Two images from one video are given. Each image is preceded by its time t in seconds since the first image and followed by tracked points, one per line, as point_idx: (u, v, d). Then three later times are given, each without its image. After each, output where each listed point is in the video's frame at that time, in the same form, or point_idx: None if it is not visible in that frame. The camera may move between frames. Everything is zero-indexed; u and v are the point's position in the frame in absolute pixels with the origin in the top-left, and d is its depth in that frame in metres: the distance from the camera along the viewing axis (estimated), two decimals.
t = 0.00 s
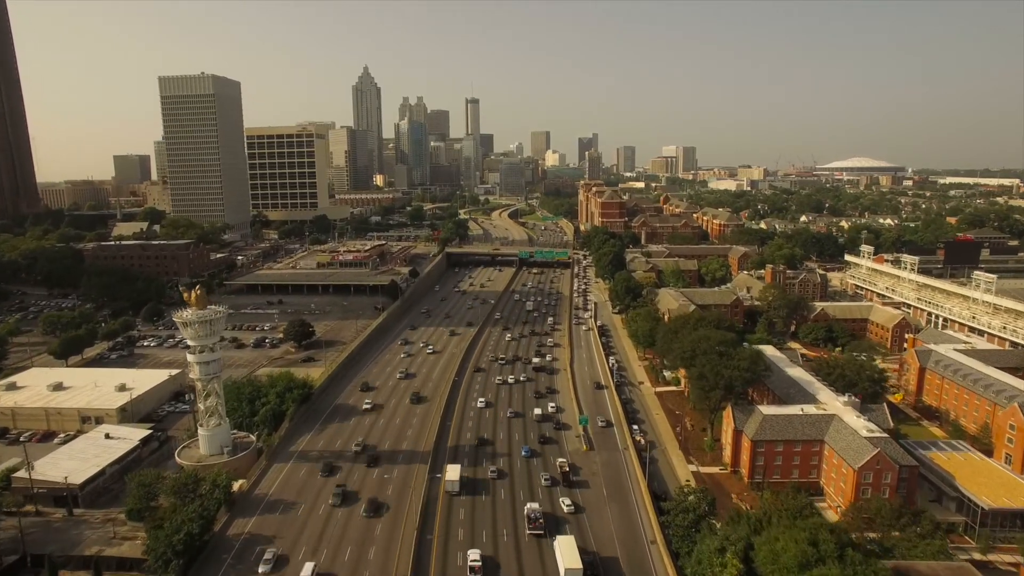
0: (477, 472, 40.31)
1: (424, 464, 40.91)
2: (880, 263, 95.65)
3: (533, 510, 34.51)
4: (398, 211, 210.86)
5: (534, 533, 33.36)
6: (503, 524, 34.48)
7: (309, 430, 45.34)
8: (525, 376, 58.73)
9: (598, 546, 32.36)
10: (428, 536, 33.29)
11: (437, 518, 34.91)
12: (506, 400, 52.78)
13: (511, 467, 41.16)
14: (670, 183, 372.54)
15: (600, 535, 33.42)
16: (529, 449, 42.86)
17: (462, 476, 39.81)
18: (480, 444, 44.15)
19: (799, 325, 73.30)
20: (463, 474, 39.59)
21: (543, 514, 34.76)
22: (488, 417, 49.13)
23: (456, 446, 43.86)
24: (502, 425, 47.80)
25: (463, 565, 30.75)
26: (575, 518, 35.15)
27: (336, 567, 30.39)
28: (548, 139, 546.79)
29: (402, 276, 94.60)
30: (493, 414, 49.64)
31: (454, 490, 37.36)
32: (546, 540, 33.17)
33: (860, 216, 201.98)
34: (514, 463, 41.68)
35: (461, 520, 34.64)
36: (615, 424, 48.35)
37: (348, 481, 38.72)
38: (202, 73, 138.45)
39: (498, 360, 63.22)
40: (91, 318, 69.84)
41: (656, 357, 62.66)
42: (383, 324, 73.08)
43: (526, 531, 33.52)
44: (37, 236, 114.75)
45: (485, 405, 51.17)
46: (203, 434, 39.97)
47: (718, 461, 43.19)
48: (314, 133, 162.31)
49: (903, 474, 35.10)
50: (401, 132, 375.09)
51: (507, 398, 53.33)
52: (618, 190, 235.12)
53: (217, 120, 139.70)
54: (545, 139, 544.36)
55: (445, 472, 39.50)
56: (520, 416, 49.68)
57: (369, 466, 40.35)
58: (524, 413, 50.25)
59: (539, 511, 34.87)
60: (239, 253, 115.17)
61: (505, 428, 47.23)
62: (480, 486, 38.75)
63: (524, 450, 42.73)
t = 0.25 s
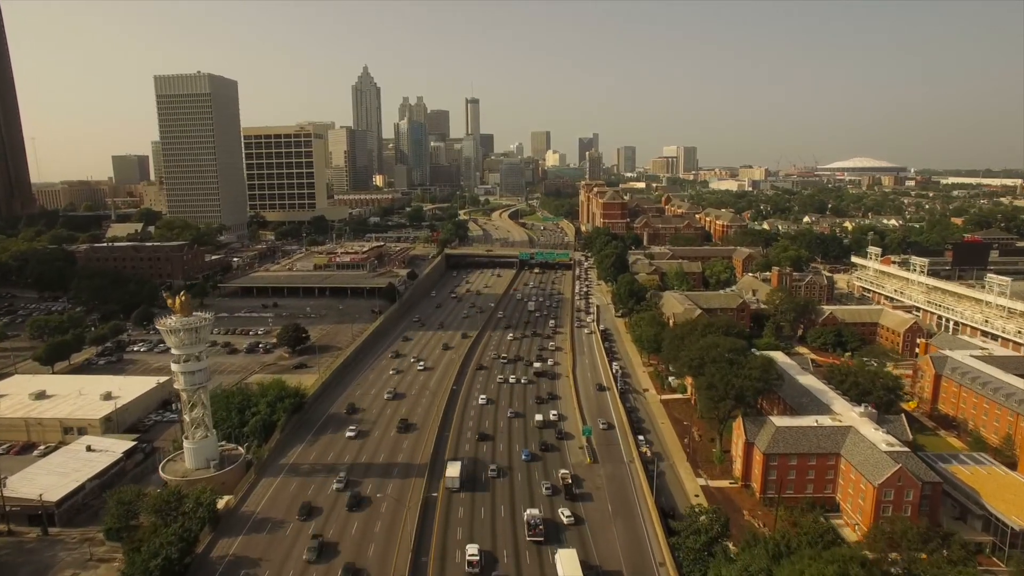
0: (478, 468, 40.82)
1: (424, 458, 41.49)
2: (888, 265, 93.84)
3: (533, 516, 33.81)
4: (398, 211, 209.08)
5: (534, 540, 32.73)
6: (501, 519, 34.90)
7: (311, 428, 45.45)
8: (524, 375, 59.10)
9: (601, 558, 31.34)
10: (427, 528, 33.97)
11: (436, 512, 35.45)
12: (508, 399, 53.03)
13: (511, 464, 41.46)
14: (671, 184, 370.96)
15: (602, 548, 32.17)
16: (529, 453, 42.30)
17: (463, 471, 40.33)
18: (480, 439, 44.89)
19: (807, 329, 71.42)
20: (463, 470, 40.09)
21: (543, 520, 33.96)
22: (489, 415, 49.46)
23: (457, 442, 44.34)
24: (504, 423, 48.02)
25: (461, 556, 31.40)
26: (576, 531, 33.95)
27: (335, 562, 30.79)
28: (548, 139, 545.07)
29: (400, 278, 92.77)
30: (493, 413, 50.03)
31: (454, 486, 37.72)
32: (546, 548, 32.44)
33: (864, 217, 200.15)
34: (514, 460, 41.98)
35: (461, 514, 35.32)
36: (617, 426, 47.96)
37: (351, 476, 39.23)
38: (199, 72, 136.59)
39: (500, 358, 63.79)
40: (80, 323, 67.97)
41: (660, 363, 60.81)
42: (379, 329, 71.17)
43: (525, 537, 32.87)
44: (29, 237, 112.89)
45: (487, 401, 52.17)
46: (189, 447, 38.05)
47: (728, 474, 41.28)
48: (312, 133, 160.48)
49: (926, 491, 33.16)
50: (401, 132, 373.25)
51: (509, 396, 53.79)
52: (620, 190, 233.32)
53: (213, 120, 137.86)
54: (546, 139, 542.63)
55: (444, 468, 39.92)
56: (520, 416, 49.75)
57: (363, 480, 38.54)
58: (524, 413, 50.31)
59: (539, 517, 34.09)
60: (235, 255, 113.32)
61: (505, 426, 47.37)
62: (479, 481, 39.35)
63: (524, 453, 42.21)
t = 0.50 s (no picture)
0: (478, 464, 41.30)
1: (426, 453, 41.94)
2: (896, 266, 91.98)
3: (533, 522, 33.20)
4: (397, 211, 207.26)
5: (534, 548, 32.02)
6: (501, 516, 35.31)
7: (314, 425, 45.74)
8: (525, 374, 59.44)
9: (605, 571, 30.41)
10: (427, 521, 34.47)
11: (436, 508, 35.85)
12: (509, 398, 53.26)
13: (510, 462, 41.68)
14: (672, 184, 369.35)
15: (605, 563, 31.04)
16: (529, 457, 41.74)
17: (464, 467, 40.75)
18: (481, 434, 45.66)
19: (816, 333, 69.56)
20: (463, 466, 40.46)
21: (543, 526, 33.35)
22: (490, 414, 49.82)
23: (458, 439, 44.81)
24: (503, 422, 48.13)
25: (460, 551, 31.88)
26: (577, 543, 32.84)
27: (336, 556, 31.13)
28: (549, 139, 543.34)
29: (398, 280, 90.92)
30: (494, 411, 50.30)
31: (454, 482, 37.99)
32: (547, 553, 31.85)
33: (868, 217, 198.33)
34: (514, 458, 42.28)
35: (460, 509, 35.81)
36: (618, 428, 47.69)
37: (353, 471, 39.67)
38: (195, 71, 134.63)
39: (502, 356, 64.25)
40: (69, 327, 66.11)
41: (666, 369, 58.99)
42: (376, 333, 69.33)
43: (526, 545, 32.18)
44: (21, 237, 111.02)
45: (489, 398, 53.07)
46: (173, 461, 36.12)
47: (739, 487, 39.45)
48: (310, 133, 158.68)
49: (952, 510, 31.26)
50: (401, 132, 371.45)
51: (511, 394, 54.16)
52: (621, 190, 231.58)
53: (209, 119, 136.08)
54: (546, 139, 540.93)
55: (445, 464, 40.28)
56: (521, 415, 49.80)
57: (358, 495, 36.82)
58: (524, 412, 50.36)
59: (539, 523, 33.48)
60: (231, 256, 111.50)
61: (505, 425, 47.64)
62: (479, 477, 39.79)
63: (525, 457, 41.58)
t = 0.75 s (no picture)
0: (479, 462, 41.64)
1: (428, 449, 42.34)
2: (905, 268, 90.20)
3: (533, 528, 32.70)
4: (396, 212, 205.42)
5: (534, 555, 31.43)
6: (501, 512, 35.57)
7: (317, 423, 45.87)
8: (526, 373, 59.76)
9: None
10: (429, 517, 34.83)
11: (437, 504, 36.16)
12: (511, 395, 53.95)
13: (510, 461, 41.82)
14: (673, 184, 367.67)
15: None
16: (530, 460, 41.18)
17: (465, 465, 41.05)
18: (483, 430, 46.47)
19: (825, 338, 67.65)
20: (464, 463, 40.73)
21: (543, 532, 32.83)
22: (491, 412, 50.14)
23: (459, 437, 45.11)
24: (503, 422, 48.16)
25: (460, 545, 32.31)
26: (578, 555, 31.75)
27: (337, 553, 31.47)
28: (550, 139, 541.64)
29: (397, 283, 89.05)
30: (496, 408, 51.06)
31: (455, 479, 38.31)
32: (547, 561, 31.22)
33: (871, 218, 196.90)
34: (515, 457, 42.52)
35: (460, 505, 36.17)
36: (620, 429, 47.36)
37: (355, 466, 40.05)
38: (192, 70, 132.75)
39: (505, 354, 64.96)
40: (58, 332, 64.24)
41: (671, 376, 57.10)
42: (373, 338, 67.40)
43: (526, 552, 31.67)
44: (13, 238, 109.14)
45: (491, 394, 53.88)
46: (156, 477, 34.20)
47: (752, 503, 37.51)
48: (309, 132, 156.83)
49: (982, 532, 29.34)
50: (401, 132, 369.76)
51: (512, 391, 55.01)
52: (623, 190, 229.74)
53: (206, 119, 134.30)
54: (547, 139, 539.32)
55: (447, 461, 40.57)
56: (522, 415, 49.84)
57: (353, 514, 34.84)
58: (526, 412, 50.35)
59: (540, 529, 33.00)
60: (226, 257, 109.62)
61: (506, 424, 47.90)
62: (480, 475, 40.05)
63: (527, 460, 41.01)
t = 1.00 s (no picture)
0: (480, 459, 42.11)
1: (429, 447, 42.76)
2: (913, 270, 88.34)
3: (533, 534, 31.97)
4: (396, 213, 203.63)
5: (535, 563, 30.70)
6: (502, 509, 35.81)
7: (319, 424, 45.96)
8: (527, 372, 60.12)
9: None
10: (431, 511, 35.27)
11: (438, 499, 36.48)
12: (513, 392, 54.95)
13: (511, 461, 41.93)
14: (675, 183, 365.89)
15: None
16: (531, 465, 40.58)
17: (466, 462, 41.40)
18: (484, 425, 47.46)
19: (835, 342, 65.71)
20: (466, 460, 41.05)
21: (544, 539, 32.05)
22: (492, 411, 50.57)
23: (460, 436, 45.44)
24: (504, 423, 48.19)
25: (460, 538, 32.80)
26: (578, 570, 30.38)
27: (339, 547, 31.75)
28: (551, 139, 539.84)
29: (395, 286, 87.16)
30: (499, 403, 52.25)
31: (456, 475, 38.60)
32: (547, 569, 30.46)
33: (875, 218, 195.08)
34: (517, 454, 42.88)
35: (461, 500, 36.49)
36: (621, 432, 47.17)
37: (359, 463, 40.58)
38: (188, 68, 130.66)
39: (509, 353, 65.83)
40: (45, 336, 62.46)
41: (678, 383, 55.17)
42: (370, 343, 65.57)
43: (526, 559, 30.93)
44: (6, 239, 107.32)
45: (494, 391, 54.81)
46: (135, 496, 32.29)
47: (766, 521, 35.54)
48: (307, 132, 155.02)
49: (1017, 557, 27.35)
50: (401, 131, 367.87)
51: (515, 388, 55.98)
52: (625, 190, 227.94)
53: (202, 118, 132.38)
54: (547, 139, 537.54)
55: (448, 457, 40.96)
56: (523, 415, 49.96)
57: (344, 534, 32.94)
58: (527, 413, 50.35)
59: (540, 535, 32.24)
60: (222, 259, 107.76)
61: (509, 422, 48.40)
62: (481, 472, 40.29)
63: (527, 465, 40.43)
